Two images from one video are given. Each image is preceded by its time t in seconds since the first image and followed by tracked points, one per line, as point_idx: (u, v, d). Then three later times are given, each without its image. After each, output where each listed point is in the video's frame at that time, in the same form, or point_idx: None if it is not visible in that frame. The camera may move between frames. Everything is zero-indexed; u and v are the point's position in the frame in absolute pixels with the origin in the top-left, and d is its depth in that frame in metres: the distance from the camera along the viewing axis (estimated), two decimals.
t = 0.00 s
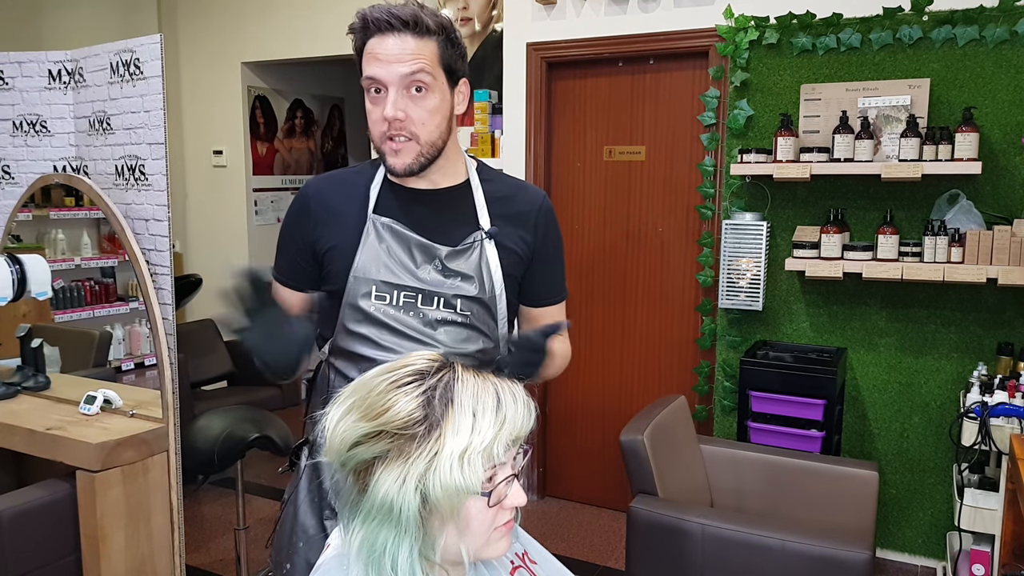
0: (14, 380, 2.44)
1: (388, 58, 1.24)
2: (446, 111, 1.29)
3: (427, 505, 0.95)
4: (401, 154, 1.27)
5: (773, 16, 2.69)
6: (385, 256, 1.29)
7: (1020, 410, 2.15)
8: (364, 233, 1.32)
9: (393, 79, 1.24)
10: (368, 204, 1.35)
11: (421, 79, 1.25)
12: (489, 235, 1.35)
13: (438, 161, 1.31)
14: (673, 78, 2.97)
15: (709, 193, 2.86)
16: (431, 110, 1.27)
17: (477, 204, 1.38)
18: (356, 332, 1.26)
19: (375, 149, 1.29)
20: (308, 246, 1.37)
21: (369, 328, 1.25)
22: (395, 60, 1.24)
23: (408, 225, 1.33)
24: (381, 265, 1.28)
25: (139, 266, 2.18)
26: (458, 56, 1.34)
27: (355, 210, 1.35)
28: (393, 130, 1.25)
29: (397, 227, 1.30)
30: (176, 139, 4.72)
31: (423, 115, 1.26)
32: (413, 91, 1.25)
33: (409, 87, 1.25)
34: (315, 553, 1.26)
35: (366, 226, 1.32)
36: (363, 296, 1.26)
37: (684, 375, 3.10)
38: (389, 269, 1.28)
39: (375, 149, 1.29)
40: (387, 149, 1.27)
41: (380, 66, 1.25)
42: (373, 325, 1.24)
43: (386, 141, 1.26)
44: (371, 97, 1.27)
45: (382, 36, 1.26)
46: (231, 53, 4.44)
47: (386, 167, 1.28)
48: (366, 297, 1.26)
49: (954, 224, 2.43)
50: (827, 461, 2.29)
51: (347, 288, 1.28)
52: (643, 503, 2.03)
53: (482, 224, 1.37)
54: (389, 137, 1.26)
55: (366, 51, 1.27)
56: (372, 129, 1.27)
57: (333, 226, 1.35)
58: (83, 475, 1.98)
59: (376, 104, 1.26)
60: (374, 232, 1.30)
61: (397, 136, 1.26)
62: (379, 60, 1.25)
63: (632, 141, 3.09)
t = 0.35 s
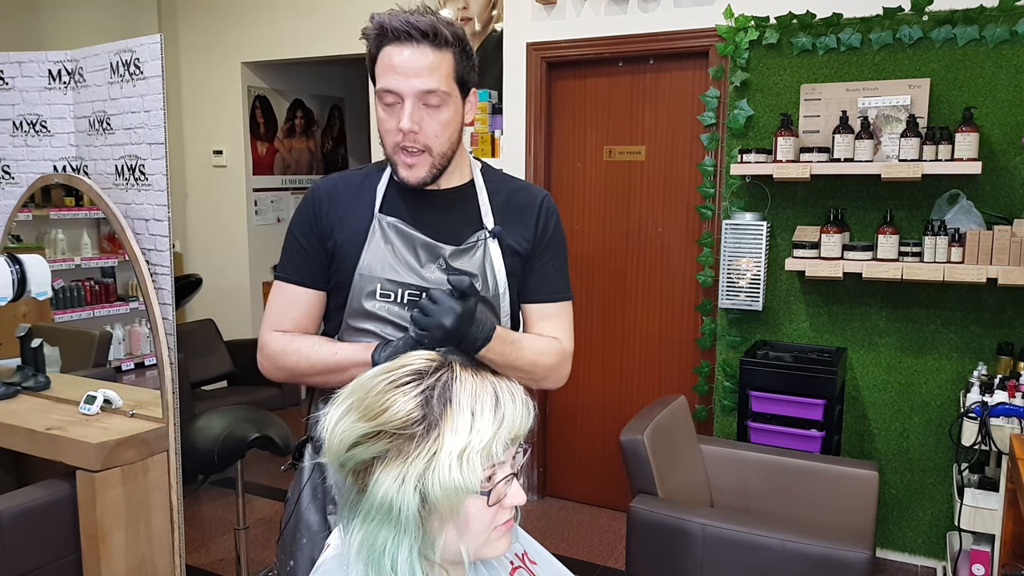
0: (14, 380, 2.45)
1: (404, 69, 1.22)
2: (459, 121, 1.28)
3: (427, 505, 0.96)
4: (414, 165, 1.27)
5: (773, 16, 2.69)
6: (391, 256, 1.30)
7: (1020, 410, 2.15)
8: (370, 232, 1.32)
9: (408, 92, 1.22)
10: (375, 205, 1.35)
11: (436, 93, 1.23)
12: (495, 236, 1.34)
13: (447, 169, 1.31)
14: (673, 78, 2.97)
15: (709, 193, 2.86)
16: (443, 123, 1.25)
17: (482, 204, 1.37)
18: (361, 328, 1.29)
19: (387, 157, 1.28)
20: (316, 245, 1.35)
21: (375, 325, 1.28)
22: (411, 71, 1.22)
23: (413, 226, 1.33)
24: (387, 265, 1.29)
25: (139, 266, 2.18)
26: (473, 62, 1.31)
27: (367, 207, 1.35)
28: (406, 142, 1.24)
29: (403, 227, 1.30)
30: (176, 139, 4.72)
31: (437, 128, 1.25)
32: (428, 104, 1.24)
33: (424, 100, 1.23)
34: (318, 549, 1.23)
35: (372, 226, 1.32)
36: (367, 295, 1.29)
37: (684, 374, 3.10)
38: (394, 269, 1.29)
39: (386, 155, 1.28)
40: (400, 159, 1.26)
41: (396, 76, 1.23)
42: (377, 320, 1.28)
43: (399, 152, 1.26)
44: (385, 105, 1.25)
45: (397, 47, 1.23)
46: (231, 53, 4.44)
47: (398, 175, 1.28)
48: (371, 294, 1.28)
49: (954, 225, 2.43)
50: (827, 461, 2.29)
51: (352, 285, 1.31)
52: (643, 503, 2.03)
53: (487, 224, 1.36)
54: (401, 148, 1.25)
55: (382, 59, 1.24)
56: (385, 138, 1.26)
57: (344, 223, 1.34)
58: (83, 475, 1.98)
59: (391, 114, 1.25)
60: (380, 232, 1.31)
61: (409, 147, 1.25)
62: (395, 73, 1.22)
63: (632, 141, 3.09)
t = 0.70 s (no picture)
0: (14, 380, 2.46)
1: (419, 59, 1.23)
2: (470, 113, 1.29)
3: (427, 505, 0.95)
4: (426, 155, 1.26)
5: (773, 16, 2.69)
6: (391, 253, 1.28)
7: (1020, 410, 2.15)
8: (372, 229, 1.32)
9: (423, 81, 1.23)
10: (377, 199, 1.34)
11: (450, 84, 1.24)
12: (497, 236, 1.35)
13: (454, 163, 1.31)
14: (673, 78, 2.97)
15: (709, 193, 2.86)
16: (456, 114, 1.26)
17: (484, 205, 1.37)
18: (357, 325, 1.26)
19: (395, 149, 1.28)
20: (315, 239, 1.34)
21: (371, 322, 1.25)
22: (426, 61, 1.23)
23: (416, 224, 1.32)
24: (387, 262, 1.27)
25: (139, 266, 2.18)
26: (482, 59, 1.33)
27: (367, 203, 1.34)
28: (419, 131, 1.25)
29: (405, 225, 1.30)
30: (176, 139, 4.72)
31: (449, 119, 1.26)
32: (441, 95, 1.25)
33: (438, 91, 1.24)
34: (309, 551, 1.23)
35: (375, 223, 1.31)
36: (366, 291, 1.26)
37: (684, 375, 3.10)
38: (393, 266, 1.27)
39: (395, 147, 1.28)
40: (411, 150, 1.26)
41: (412, 66, 1.23)
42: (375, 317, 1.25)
43: (411, 141, 1.25)
44: (397, 96, 1.25)
45: (411, 37, 1.24)
46: (231, 53, 4.44)
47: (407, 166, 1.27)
48: (370, 290, 1.26)
49: (954, 224, 2.43)
50: (828, 461, 2.29)
51: (351, 281, 1.29)
52: (643, 503, 2.03)
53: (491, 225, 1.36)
54: (413, 138, 1.25)
55: (397, 49, 1.24)
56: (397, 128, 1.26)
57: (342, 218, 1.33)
58: (83, 475, 1.98)
59: (404, 104, 1.25)
60: (382, 229, 1.30)
61: (422, 136, 1.25)
62: (409, 62, 1.23)
63: (632, 141, 3.09)
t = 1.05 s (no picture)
0: (14, 380, 2.46)
1: (391, 55, 1.21)
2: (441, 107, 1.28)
3: (427, 505, 0.96)
4: (400, 151, 1.24)
5: (773, 16, 2.69)
6: (371, 254, 1.22)
7: (1020, 410, 2.15)
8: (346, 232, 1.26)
9: (396, 78, 1.22)
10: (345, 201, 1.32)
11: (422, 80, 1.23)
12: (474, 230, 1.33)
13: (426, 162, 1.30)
14: (672, 78, 2.97)
15: (709, 193, 2.86)
16: (429, 109, 1.25)
17: (457, 202, 1.38)
18: (339, 333, 1.17)
19: (368, 147, 1.25)
20: (280, 243, 1.31)
21: (356, 330, 1.17)
22: (398, 57, 1.22)
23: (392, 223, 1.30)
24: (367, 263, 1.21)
25: (139, 266, 2.18)
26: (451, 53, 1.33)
27: (334, 203, 1.32)
28: (393, 128, 1.23)
29: (382, 224, 1.24)
30: (176, 139, 4.72)
31: (423, 116, 1.24)
32: (416, 91, 1.23)
33: (411, 86, 1.23)
34: None
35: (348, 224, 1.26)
36: (348, 296, 1.18)
37: (684, 375, 3.10)
38: (375, 267, 1.21)
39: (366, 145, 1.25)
40: (385, 147, 1.24)
41: (383, 63, 1.21)
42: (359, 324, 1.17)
43: (384, 139, 1.24)
44: (368, 92, 1.23)
45: (381, 31, 1.22)
46: (231, 52, 4.44)
47: (380, 165, 1.25)
48: (352, 296, 1.18)
49: (954, 224, 2.43)
50: (828, 460, 2.29)
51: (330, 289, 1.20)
52: (643, 503, 2.03)
53: (464, 220, 1.37)
54: (387, 135, 1.24)
55: (366, 46, 1.22)
56: (368, 125, 1.24)
57: (309, 219, 1.31)
58: (83, 475, 1.98)
59: (376, 101, 1.23)
60: (358, 231, 1.24)
61: (396, 133, 1.23)
62: (381, 57, 1.21)
63: (632, 142, 3.09)
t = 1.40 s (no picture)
0: (14, 380, 2.29)
1: (303, 43, 1.03)
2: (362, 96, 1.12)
3: (427, 505, 0.96)
4: (323, 155, 1.08)
5: (773, 16, 2.69)
6: (307, 260, 1.10)
7: (1020, 410, 2.15)
8: (275, 243, 1.11)
9: (312, 68, 1.04)
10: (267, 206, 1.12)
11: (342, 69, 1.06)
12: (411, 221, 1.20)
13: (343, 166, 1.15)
14: (672, 78, 2.98)
15: (709, 193, 2.86)
16: (350, 101, 1.09)
17: (386, 190, 1.21)
18: (281, 347, 1.10)
19: (283, 148, 1.07)
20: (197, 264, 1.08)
21: (298, 342, 1.11)
22: (310, 44, 1.03)
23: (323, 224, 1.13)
24: (305, 269, 1.10)
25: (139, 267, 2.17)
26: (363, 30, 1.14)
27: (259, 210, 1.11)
28: (311, 126, 1.06)
29: (314, 224, 1.11)
30: (177, 139, 4.73)
31: (345, 109, 1.08)
32: (331, 82, 1.06)
33: (327, 77, 1.05)
34: None
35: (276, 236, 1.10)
36: (287, 311, 1.09)
37: (684, 375, 3.10)
38: (313, 271, 1.11)
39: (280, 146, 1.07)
40: (303, 149, 1.07)
41: (296, 52, 1.03)
42: (302, 334, 1.10)
43: (303, 139, 1.06)
44: (275, 85, 1.04)
45: (286, 16, 1.03)
46: (230, 52, 4.44)
47: (301, 169, 1.08)
48: (294, 307, 1.09)
49: (954, 225, 2.43)
50: (827, 460, 2.29)
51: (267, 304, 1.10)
52: (643, 503, 2.03)
53: (398, 210, 1.21)
54: (304, 134, 1.06)
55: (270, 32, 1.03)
56: (280, 122, 1.06)
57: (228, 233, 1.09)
58: (82, 476, 1.98)
59: (287, 95, 1.04)
60: (287, 237, 1.10)
61: (316, 131, 1.06)
62: (290, 46, 1.03)
63: (632, 141, 3.09)
